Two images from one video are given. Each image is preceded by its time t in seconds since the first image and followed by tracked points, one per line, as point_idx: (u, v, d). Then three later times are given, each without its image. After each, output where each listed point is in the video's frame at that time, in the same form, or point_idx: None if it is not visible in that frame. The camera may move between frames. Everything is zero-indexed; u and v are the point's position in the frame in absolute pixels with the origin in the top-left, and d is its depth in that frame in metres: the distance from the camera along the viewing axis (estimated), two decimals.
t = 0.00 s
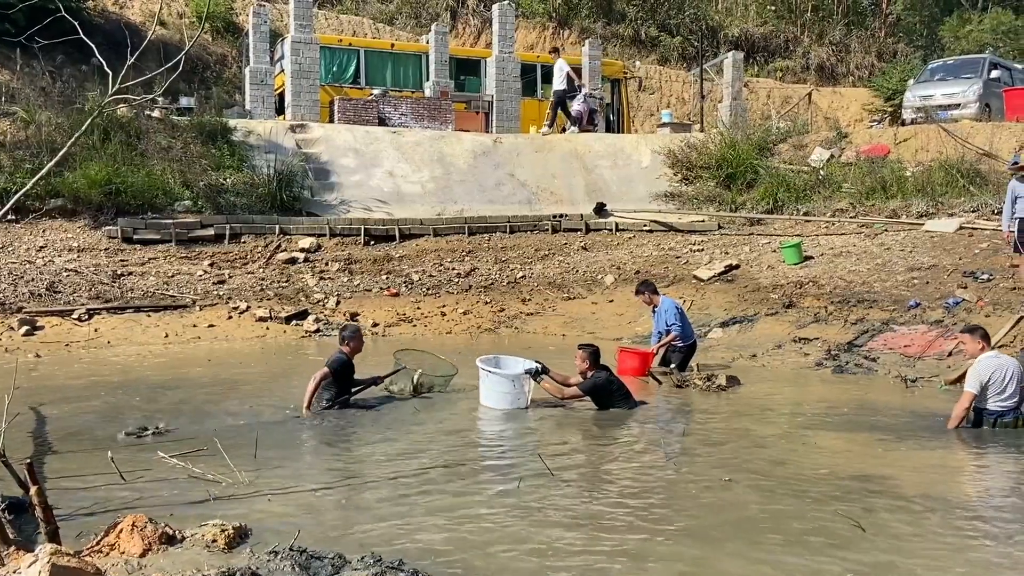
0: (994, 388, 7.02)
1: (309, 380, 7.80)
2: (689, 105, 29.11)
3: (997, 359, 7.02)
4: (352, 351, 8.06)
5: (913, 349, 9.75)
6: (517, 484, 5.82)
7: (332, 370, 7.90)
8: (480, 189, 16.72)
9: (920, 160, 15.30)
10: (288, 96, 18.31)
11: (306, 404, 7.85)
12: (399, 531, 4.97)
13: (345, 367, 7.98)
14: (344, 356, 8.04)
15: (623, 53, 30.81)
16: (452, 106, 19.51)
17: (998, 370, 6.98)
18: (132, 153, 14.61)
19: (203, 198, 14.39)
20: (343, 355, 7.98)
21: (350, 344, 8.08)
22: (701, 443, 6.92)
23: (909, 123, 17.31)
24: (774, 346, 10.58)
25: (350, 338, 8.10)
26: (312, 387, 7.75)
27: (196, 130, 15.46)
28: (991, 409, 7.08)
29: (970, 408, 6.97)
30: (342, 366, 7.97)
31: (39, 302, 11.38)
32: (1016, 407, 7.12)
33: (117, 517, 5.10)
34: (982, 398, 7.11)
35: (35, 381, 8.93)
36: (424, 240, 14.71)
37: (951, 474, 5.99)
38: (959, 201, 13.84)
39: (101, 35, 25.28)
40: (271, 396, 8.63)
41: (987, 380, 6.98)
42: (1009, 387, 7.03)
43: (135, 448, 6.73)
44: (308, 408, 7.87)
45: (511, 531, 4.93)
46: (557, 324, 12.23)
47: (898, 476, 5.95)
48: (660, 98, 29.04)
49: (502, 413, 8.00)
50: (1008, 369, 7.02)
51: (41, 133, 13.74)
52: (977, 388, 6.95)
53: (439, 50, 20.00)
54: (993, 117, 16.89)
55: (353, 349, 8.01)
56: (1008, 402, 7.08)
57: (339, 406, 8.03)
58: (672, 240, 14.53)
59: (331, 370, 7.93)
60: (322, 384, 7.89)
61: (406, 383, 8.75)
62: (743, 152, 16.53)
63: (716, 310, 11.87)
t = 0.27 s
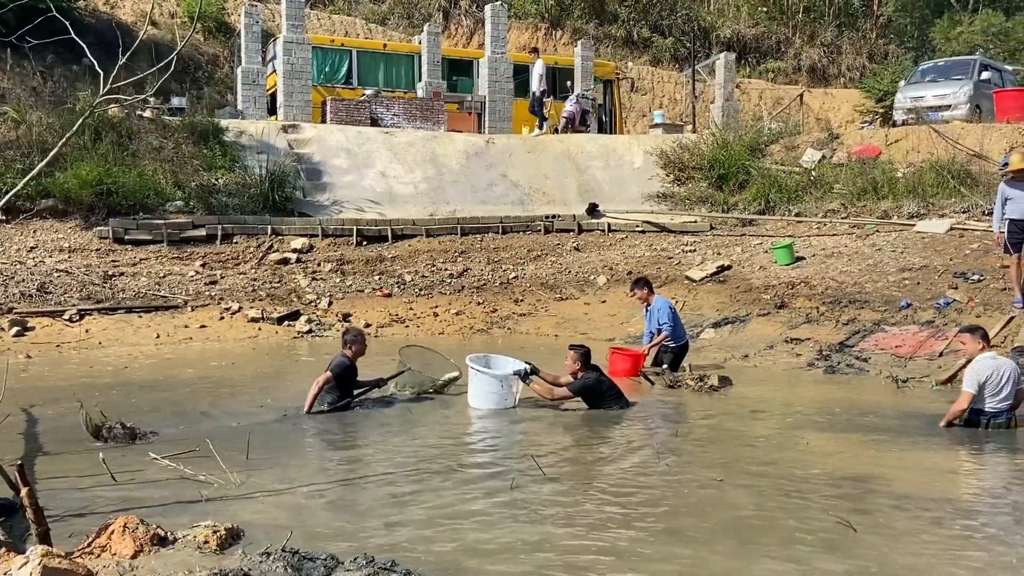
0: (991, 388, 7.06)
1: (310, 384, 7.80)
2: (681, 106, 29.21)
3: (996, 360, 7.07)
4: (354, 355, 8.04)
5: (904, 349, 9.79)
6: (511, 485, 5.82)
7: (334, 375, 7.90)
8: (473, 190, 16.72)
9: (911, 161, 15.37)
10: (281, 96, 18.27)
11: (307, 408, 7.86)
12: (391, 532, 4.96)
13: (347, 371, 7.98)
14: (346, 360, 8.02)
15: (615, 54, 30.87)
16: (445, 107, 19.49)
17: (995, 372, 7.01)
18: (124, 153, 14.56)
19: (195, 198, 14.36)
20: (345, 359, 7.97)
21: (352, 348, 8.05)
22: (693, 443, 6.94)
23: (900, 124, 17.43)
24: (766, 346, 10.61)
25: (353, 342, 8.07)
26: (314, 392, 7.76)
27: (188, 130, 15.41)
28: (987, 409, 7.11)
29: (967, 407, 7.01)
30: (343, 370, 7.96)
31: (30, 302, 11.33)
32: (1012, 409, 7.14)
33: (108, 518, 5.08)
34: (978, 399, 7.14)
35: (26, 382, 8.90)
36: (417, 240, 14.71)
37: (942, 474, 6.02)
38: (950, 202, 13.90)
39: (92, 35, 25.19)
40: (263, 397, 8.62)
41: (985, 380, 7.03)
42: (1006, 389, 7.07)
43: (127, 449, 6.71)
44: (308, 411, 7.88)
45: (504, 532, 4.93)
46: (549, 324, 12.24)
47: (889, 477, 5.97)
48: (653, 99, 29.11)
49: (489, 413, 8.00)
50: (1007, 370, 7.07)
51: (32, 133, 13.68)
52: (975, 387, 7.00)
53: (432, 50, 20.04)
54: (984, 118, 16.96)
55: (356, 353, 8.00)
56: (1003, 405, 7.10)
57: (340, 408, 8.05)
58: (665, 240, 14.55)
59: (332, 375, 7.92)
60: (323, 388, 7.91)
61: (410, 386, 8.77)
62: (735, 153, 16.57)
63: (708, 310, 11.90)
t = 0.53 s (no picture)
0: (980, 389, 7.12)
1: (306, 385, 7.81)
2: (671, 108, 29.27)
3: (985, 361, 7.13)
4: (351, 357, 8.00)
5: (892, 350, 9.84)
6: (500, 486, 5.82)
7: (330, 377, 7.87)
8: (463, 191, 16.72)
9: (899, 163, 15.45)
10: (270, 97, 18.22)
11: (303, 409, 7.86)
12: (381, 534, 4.96)
13: (343, 373, 7.93)
14: (343, 362, 7.98)
15: (605, 55, 30.91)
16: (435, 107, 19.46)
17: (984, 373, 7.06)
18: (112, 154, 14.50)
19: (184, 199, 14.31)
20: (341, 361, 7.93)
21: (349, 350, 8.01)
22: (683, 444, 6.95)
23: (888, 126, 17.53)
24: (755, 347, 10.64)
25: (350, 344, 8.03)
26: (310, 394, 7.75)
27: (177, 131, 15.36)
28: (975, 409, 7.17)
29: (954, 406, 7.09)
30: (340, 372, 7.93)
31: (17, 304, 11.27)
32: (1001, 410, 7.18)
33: (96, 521, 5.06)
34: (967, 399, 7.20)
35: (13, 384, 8.85)
36: (407, 241, 14.69)
37: (929, 475, 6.05)
38: (938, 203, 13.98)
39: (80, 35, 25.07)
40: (253, 399, 8.60)
41: (974, 380, 7.09)
42: (995, 390, 7.12)
43: (115, 451, 6.68)
44: (304, 412, 7.89)
45: (493, 533, 4.93)
46: (539, 326, 12.24)
47: (878, 477, 5.99)
48: (642, 100, 29.16)
49: (474, 414, 7.99)
50: (996, 371, 7.13)
51: (20, 133, 13.61)
52: (962, 387, 7.07)
53: (422, 52, 19.97)
54: (971, 120, 17.06)
55: (352, 356, 7.94)
56: (991, 406, 7.15)
57: (336, 409, 8.04)
58: (654, 242, 14.58)
59: (328, 376, 7.89)
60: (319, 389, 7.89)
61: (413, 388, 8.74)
62: (725, 154, 16.61)
63: (697, 311, 11.94)
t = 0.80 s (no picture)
0: (962, 389, 7.19)
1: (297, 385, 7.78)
2: (658, 109, 29.35)
3: (970, 362, 7.18)
4: (341, 356, 8.00)
5: (877, 351, 9.90)
6: (486, 488, 5.81)
7: (320, 376, 7.87)
8: (450, 192, 16.70)
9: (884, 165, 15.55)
10: (256, 98, 18.15)
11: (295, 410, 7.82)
12: (367, 536, 4.94)
13: (333, 372, 7.95)
14: (333, 361, 7.99)
15: (592, 57, 30.97)
16: (422, 109, 19.43)
17: (964, 373, 7.14)
18: (97, 155, 14.41)
19: (169, 200, 14.24)
20: (331, 360, 7.94)
21: (339, 349, 8.02)
22: (668, 445, 6.98)
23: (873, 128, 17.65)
24: (741, 349, 10.68)
25: (340, 343, 8.03)
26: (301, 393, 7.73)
27: (162, 132, 15.28)
28: (957, 410, 7.24)
29: (933, 406, 7.20)
30: (330, 371, 7.92)
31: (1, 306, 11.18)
32: (985, 411, 7.22)
33: (80, 524, 5.02)
34: (948, 399, 7.28)
35: None
36: (394, 242, 14.66)
37: (912, 475, 6.10)
38: (922, 205, 14.07)
39: (64, 36, 24.92)
40: (239, 401, 8.56)
41: (955, 380, 7.17)
42: (978, 391, 7.17)
43: (99, 454, 6.64)
44: (297, 413, 7.83)
45: (479, 535, 4.93)
46: (526, 327, 12.25)
47: (863, 478, 6.03)
48: (629, 102, 29.22)
49: (462, 414, 7.99)
50: (980, 372, 7.18)
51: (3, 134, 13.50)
52: (943, 387, 7.17)
53: (409, 53, 20.01)
54: (954, 122, 17.19)
55: (341, 355, 7.95)
56: (973, 407, 7.21)
57: (328, 411, 8.00)
58: (641, 243, 14.61)
59: (319, 376, 7.88)
60: (310, 389, 7.88)
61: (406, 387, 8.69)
62: (711, 156, 16.67)
63: (684, 313, 11.97)
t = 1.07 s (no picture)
0: (937, 389, 7.23)
1: (289, 388, 7.75)
2: (641, 112, 29.45)
3: (947, 363, 7.19)
4: (332, 360, 7.96)
5: (858, 352, 9.96)
6: (470, 490, 5.81)
7: (310, 380, 7.84)
8: (434, 194, 16.68)
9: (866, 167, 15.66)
10: (239, 99, 18.07)
11: (287, 414, 7.77)
12: (350, 539, 4.92)
13: (324, 376, 7.96)
14: (324, 366, 7.95)
15: (576, 59, 31.04)
16: (406, 111, 19.44)
17: (938, 373, 7.17)
18: (78, 156, 14.29)
19: (151, 202, 14.15)
20: (323, 364, 7.93)
21: (331, 354, 7.97)
22: (652, 446, 6.99)
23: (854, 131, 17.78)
24: (724, 350, 10.73)
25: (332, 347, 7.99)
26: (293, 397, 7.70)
27: (144, 133, 15.17)
28: (932, 409, 7.30)
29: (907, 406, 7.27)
30: (320, 376, 7.89)
31: None
32: (963, 410, 7.25)
33: (59, 528, 4.97)
34: (924, 399, 7.34)
35: None
36: (378, 244, 14.63)
37: (893, 476, 6.14)
38: (903, 207, 14.18)
39: (44, 36, 24.72)
40: (221, 404, 8.51)
41: (929, 380, 7.22)
42: (955, 392, 7.20)
43: (80, 458, 6.58)
44: (288, 418, 7.79)
45: (463, 537, 4.93)
46: (510, 329, 12.25)
47: (845, 479, 6.06)
48: (613, 105, 29.31)
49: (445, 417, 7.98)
50: (957, 373, 7.19)
51: None
52: (917, 388, 7.23)
53: (392, 54, 20.05)
54: (935, 125, 17.34)
55: (334, 359, 7.94)
56: (949, 406, 7.24)
57: (318, 415, 7.97)
58: (625, 245, 14.64)
59: (310, 380, 7.85)
60: (301, 394, 7.84)
61: (397, 388, 8.67)
62: (695, 158, 16.74)
63: (667, 314, 12.02)
